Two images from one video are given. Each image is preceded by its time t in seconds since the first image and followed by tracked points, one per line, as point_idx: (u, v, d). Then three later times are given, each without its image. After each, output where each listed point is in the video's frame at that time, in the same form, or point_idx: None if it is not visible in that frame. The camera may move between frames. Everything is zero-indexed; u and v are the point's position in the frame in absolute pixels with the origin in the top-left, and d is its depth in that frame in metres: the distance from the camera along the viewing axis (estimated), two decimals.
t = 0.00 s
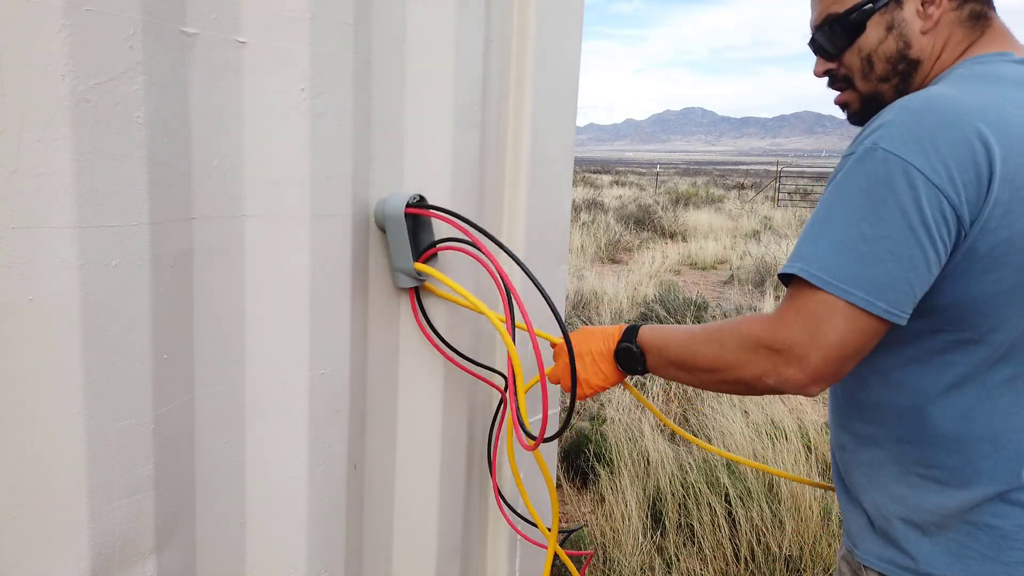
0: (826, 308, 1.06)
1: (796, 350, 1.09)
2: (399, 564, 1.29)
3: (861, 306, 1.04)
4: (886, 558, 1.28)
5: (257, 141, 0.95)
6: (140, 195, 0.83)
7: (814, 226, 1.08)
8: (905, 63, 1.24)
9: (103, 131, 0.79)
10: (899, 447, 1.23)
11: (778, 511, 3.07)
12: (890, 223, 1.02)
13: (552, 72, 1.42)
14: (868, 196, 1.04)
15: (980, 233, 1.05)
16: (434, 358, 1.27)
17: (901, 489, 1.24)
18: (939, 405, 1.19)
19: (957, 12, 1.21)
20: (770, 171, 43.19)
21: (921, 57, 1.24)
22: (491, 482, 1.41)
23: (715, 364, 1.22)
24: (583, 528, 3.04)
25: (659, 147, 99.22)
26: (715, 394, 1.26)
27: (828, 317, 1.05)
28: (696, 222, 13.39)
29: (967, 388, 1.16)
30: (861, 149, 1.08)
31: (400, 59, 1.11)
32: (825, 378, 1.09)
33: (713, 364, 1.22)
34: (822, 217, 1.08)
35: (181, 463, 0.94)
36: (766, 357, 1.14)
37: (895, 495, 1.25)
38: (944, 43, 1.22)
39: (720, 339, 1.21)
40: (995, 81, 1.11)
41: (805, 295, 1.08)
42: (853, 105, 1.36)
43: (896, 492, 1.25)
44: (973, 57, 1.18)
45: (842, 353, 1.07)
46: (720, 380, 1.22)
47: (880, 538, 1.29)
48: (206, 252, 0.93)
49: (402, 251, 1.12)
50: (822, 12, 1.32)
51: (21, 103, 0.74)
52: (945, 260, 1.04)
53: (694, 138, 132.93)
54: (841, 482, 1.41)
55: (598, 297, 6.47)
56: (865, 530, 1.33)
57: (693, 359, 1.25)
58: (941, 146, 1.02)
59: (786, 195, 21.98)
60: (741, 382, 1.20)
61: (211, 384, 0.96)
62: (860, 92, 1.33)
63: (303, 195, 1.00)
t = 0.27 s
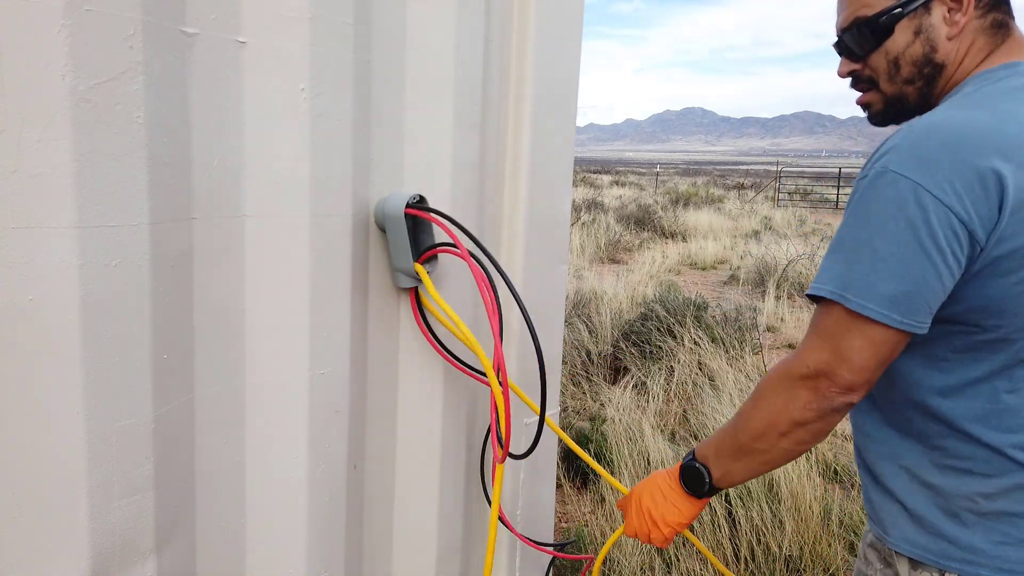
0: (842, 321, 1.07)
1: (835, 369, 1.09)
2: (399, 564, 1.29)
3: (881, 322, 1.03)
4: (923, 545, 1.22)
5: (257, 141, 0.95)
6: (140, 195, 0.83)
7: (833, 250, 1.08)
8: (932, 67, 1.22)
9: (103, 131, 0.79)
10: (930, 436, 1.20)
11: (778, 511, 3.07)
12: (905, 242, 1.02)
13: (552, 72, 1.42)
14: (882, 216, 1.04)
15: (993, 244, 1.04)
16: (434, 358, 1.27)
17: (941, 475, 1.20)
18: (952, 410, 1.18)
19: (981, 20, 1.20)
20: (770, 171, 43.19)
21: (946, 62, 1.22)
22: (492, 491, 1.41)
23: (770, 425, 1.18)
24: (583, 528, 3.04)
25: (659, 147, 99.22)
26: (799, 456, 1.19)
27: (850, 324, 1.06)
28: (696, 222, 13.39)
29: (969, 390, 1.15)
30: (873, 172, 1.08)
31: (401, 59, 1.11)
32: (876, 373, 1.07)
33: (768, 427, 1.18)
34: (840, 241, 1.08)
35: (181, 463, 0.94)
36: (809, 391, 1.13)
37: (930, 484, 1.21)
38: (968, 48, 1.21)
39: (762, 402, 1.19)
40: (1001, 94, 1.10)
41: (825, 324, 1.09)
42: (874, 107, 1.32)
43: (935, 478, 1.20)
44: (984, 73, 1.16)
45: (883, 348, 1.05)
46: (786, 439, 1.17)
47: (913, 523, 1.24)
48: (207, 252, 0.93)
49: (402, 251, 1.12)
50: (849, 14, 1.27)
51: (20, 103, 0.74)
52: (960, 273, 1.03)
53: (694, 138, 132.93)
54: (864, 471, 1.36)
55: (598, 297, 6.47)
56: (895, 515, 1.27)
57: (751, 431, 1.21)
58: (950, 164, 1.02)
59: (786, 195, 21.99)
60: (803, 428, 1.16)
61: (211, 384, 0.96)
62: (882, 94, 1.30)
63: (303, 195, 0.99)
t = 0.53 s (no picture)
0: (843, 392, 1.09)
1: (849, 436, 1.10)
2: (399, 564, 1.29)
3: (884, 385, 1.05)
4: (961, 549, 1.22)
5: (257, 141, 0.95)
6: (140, 195, 0.83)
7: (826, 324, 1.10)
8: (887, 111, 1.23)
9: (103, 131, 0.79)
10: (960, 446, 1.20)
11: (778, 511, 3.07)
12: (894, 309, 1.03)
13: (552, 72, 1.42)
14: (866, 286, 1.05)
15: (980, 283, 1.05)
16: (434, 359, 1.27)
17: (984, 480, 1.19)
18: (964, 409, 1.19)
19: (930, 61, 1.21)
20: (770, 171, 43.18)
21: (900, 105, 1.23)
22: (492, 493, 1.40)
23: (805, 507, 1.18)
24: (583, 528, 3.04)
25: (659, 147, 99.22)
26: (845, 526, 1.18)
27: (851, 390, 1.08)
28: (697, 222, 13.37)
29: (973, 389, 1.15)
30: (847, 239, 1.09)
31: (401, 60, 1.11)
32: (890, 428, 1.08)
33: (804, 508, 1.18)
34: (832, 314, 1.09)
35: (181, 463, 0.94)
36: (830, 463, 1.14)
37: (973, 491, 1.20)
38: (920, 90, 1.22)
39: (790, 498, 1.20)
40: (975, 119, 1.11)
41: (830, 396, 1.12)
42: (832, 150, 1.33)
43: (978, 484, 1.20)
44: (939, 113, 1.15)
45: (893, 402, 1.06)
46: (824, 510, 1.17)
47: (953, 529, 1.23)
48: (207, 252, 0.92)
49: (402, 251, 1.12)
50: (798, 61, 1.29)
51: (20, 102, 0.74)
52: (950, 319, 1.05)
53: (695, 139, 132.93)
54: (901, 478, 1.36)
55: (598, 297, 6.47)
56: (935, 522, 1.27)
57: (792, 518, 1.20)
58: (917, 223, 1.02)
59: (786, 195, 21.99)
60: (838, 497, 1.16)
61: (211, 384, 0.96)
62: (840, 137, 1.30)
63: (303, 195, 0.99)
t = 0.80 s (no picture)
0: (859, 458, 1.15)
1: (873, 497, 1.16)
2: (399, 564, 1.29)
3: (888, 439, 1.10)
4: (972, 559, 1.27)
5: (257, 141, 0.95)
6: (140, 195, 0.83)
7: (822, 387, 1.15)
8: (839, 157, 1.27)
9: (103, 131, 0.79)
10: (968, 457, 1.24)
11: (778, 511, 3.06)
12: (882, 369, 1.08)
13: (552, 72, 1.42)
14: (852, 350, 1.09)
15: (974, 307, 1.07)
16: (434, 359, 1.27)
17: (994, 491, 1.24)
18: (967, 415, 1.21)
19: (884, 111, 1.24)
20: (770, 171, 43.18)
21: (853, 151, 1.26)
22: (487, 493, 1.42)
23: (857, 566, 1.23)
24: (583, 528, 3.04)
25: (659, 147, 99.22)
26: None
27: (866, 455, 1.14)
28: (697, 222, 13.37)
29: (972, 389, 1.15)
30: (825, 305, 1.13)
31: (401, 60, 1.11)
32: (913, 478, 1.14)
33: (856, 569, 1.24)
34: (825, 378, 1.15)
35: (181, 463, 0.94)
36: (864, 521, 1.20)
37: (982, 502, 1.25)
38: (873, 138, 1.25)
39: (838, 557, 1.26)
40: (943, 148, 1.13)
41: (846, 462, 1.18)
42: (784, 188, 1.37)
43: (987, 494, 1.25)
44: (896, 156, 1.17)
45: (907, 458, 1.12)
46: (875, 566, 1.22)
47: (963, 539, 1.28)
48: (207, 252, 0.93)
49: (402, 250, 1.12)
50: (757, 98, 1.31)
51: (20, 102, 0.74)
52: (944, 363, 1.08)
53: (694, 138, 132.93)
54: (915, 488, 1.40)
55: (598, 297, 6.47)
56: (945, 532, 1.31)
57: None
58: (886, 282, 1.05)
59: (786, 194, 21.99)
60: (886, 552, 1.20)
61: (211, 384, 0.96)
62: (792, 178, 1.34)
63: (303, 195, 0.99)
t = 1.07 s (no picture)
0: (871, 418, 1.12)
1: (877, 464, 1.14)
2: (399, 564, 1.29)
3: (900, 394, 1.09)
4: (938, 560, 1.31)
5: (257, 141, 0.95)
6: (140, 195, 0.83)
7: (831, 336, 1.15)
8: (878, 105, 1.26)
9: (103, 131, 0.79)
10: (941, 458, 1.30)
11: (778, 511, 3.06)
12: (902, 317, 1.08)
13: (552, 72, 1.42)
14: (871, 297, 1.10)
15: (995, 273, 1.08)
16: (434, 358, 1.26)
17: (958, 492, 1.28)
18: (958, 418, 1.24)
19: (929, 56, 1.23)
20: (770, 171, 43.17)
21: (894, 99, 1.26)
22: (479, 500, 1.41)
23: (841, 532, 1.23)
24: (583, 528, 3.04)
25: (659, 147, 99.22)
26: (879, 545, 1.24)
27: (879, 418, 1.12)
28: (697, 222, 13.36)
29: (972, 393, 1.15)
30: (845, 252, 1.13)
31: (401, 60, 1.11)
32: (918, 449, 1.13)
33: (837, 538, 1.24)
34: (836, 326, 1.14)
35: (181, 462, 0.94)
36: (861, 488, 1.18)
37: (945, 501, 1.30)
38: (915, 86, 1.24)
39: (823, 518, 1.26)
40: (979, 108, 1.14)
41: (850, 416, 1.15)
42: (821, 136, 1.38)
43: (951, 495, 1.29)
44: (929, 112, 1.17)
45: (917, 423, 1.11)
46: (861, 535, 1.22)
47: (926, 538, 1.33)
48: (207, 252, 0.93)
49: (402, 251, 1.12)
50: (792, 43, 1.31)
51: (20, 102, 0.74)
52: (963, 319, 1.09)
53: (695, 138, 132.93)
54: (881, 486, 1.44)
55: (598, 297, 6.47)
56: (910, 531, 1.36)
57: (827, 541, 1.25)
58: (920, 225, 1.06)
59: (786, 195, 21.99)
60: (872, 520, 1.21)
61: (211, 384, 0.96)
62: (830, 125, 1.35)
63: (303, 195, 0.99)
